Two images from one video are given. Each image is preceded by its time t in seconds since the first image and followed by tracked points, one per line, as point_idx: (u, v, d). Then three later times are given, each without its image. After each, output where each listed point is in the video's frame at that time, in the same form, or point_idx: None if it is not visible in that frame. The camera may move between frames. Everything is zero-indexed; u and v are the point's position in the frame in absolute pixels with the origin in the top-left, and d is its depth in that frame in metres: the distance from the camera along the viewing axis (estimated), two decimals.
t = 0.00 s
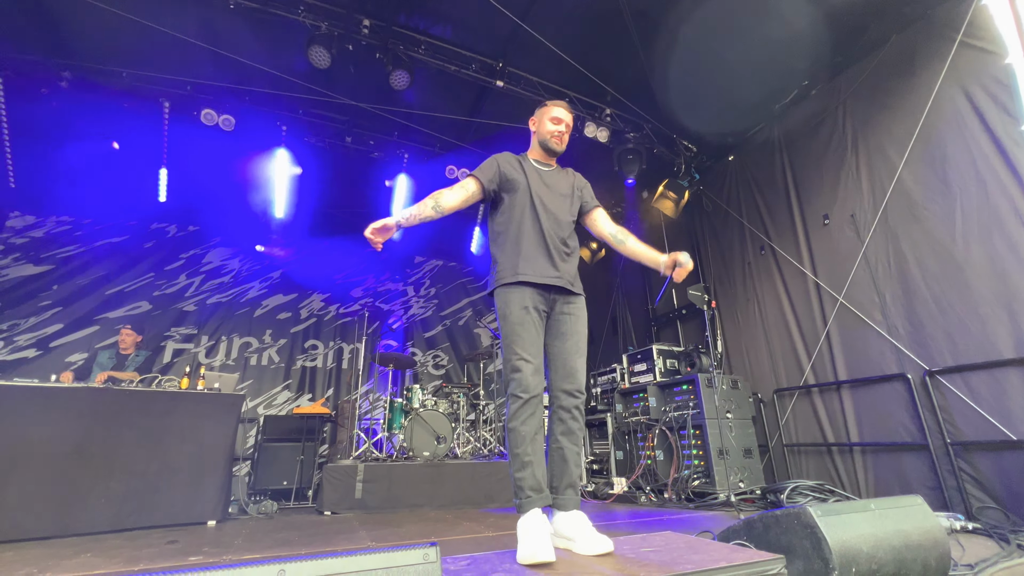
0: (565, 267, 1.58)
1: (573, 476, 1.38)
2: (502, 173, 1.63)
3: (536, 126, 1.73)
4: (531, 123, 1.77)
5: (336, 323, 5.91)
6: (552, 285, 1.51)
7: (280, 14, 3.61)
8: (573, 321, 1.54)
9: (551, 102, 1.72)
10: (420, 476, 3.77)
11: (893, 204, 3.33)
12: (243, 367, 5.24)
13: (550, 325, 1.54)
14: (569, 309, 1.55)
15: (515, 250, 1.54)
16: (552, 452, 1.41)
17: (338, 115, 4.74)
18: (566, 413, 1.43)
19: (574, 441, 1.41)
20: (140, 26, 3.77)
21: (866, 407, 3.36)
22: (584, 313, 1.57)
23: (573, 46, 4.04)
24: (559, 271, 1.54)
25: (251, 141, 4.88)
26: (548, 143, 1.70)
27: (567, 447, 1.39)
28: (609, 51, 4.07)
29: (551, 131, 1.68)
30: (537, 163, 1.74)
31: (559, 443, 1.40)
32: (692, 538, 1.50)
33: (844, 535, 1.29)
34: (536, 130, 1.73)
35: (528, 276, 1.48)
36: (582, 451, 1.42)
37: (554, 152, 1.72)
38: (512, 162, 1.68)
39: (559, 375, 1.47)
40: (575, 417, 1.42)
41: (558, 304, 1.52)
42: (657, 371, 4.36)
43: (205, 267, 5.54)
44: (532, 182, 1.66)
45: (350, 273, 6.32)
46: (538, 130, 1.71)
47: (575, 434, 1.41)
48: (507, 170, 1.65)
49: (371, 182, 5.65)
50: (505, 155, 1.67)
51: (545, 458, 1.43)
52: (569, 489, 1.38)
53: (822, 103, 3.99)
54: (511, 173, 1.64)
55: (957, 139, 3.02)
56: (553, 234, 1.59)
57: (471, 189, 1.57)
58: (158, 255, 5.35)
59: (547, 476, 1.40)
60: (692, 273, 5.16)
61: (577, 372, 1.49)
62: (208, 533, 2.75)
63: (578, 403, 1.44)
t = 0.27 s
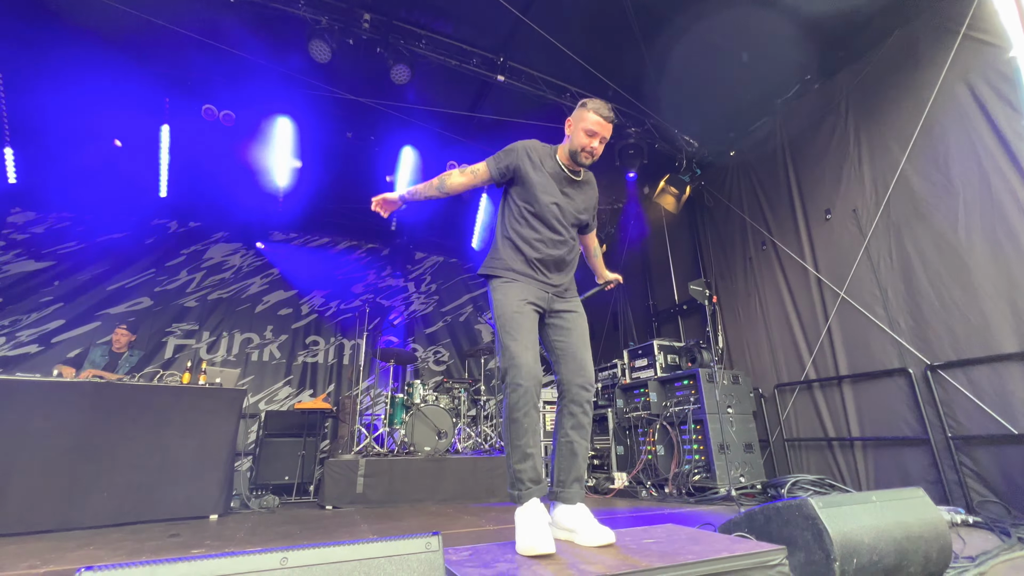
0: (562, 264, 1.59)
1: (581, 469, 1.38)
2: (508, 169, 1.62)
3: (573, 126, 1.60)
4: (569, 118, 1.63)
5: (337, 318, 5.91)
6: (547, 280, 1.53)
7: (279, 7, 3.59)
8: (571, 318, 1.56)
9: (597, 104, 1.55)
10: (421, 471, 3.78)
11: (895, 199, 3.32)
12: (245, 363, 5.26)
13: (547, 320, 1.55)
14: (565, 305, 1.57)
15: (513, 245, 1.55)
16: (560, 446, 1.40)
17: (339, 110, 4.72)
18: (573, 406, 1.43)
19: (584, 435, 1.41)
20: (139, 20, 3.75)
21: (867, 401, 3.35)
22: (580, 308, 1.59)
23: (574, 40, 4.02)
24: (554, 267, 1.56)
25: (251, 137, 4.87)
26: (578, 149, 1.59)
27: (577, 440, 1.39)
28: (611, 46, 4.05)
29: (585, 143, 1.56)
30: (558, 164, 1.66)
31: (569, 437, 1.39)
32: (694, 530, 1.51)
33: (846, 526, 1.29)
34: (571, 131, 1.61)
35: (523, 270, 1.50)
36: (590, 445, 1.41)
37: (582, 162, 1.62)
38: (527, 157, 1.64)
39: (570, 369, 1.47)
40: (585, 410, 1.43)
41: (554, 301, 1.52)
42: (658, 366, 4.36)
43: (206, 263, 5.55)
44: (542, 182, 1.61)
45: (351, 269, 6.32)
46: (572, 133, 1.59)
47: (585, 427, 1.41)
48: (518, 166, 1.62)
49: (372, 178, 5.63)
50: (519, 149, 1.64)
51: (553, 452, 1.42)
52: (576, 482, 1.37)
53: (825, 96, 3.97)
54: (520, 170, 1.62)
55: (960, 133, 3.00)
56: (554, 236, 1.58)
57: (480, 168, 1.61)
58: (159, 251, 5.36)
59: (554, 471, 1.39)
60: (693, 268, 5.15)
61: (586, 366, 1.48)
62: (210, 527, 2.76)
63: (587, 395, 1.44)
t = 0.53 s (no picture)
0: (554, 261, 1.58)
1: (564, 464, 1.39)
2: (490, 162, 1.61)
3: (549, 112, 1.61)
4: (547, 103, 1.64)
5: (335, 317, 5.91)
6: (541, 279, 1.52)
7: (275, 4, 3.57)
8: (562, 315, 1.56)
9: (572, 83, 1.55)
10: (420, 469, 3.78)
11: (893, 196, 3.32)
12: (242, 361, 5.25)
13: (539, 319, 1.55)
14: (559, 303, 1.56)
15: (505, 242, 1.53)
16: (540, 443, 1.41)
17: (336, 108, 4.69)
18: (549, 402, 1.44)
19: (561, 429, 1.41)
20: (133, 17, 3.71)
21: (864, 399, 3.36)
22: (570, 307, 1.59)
23: (572, 37, 4.00)
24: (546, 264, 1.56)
25: (248, 135, 4.84)
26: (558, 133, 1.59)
27: (556, 435, 1.39)
28: (608, 43, 4.04)
29: (563, 126, 1.56)
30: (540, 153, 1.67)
31: (547, 432, 1.39)
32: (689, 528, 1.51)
33: (841, 524, 1.29)
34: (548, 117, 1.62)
35: (518, 270, 1.48)
36: (570, 438, 1.41)
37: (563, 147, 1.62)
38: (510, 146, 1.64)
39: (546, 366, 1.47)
40: (559, 405, 1.44)
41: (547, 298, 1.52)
42: (655, 364, 4.36)
43: (203, 262, 5.54)
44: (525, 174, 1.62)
45: (348, 267, 6.30)
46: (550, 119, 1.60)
47: (562, 421, 1.42)
48: (503, 159, 1.62)
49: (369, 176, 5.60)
50: (505, 139, 1.63)
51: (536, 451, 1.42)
52: (563, 475, 1.38)
53: (823, 93, 3.96)
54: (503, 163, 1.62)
55: (957, 130, 3.00)
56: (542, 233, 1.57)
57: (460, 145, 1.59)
58: (156, 250, 5.35)
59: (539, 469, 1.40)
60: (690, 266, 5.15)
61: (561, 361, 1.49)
62: (208, 526, 2.76)
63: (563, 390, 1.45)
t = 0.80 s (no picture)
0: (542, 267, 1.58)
1: (567, 467, 1.38)
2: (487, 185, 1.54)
3: (524, 120, 1.58)
4: (518, 114, 1.63)
5: (331, 317, 5.89)
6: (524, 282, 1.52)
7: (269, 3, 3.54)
8: (555, 316, 1.53)
9: (541, 88, 1.57)
10: (416, 468, 3.78)
11: (888, 195, 3.33)
12: (239, 362, 5.24)
13: (528, 321, 1.54)
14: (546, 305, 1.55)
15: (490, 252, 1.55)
16: (546, 443, 1.40)
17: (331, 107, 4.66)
18: (556, 403, 1.42)
19: (570, 433, 1.38)
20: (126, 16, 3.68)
21: (859, 397, 3.37)
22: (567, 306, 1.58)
23: (567, 36, 3.99)
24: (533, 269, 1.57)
25: (243, 137, 4.77)
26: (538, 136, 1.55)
27: (562, 438, 1.37)
28: (604, 42, 4.03)
29: (544, 125, 1.53)
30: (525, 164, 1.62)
31: (554, 435, 1.38)
32: (684, 527, 1.51)
33: (835, 522, 1.29)
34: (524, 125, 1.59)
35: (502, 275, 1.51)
36: (578, 443, 1.39)
37: (547, 149, 1.58)
38: (494, 159, 1.59)
39: (555, 364, 1.44)
40: (570, 407, 1.41)
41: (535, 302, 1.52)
42: (652, 363, 4.37)
43: (198, 262, 5.51)
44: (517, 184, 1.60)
45: (345, 267, 6.29)
46: (527, 124, 1.57)
47: (571, 425, 1.39)
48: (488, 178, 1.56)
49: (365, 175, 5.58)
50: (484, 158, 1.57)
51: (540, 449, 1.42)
52: (563, 479, 1.38)
53: (818, 92, 3.97)
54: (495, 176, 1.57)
55: (951, 129, 3.01)
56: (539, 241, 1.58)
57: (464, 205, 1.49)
58: (151, 250, 5.33)
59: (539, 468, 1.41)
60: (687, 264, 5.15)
61: (571, 362, 1.46)
62: (203, 527, 2.75)
63: (572, 393, 1.43)
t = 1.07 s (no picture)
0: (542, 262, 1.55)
1: (555, 466, 1.36)
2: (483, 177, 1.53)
3: (506, 104, 1.63)
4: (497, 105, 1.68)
5: (329, 318, 5.89)
6: (524, 279, 1.50)
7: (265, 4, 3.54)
8: (551, 313, 1.53)
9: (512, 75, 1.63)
10: (413, 469, 3.78)
11: (883, 195, 3.34)
12: (236, 364, 5.23)
13: (526, 319, 1.53)
14: (544, 303, 1.54)
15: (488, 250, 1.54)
16: (532, 443, 1.41)
17: (328, 108, 4.67)
18: (540, 402, 1.43)
19: (554, 431, 1.39)
20: (123, 18, 3.68)
21: (855, 396, 3.38)
22: (561, 304, 1.56)
23: (564, 37, 3.99)
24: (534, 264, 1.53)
25: (240, 136, 4.80)
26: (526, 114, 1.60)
27: (547, 437, 1.38)
28: (600, 42, 4.04)
29: (527, 103, 1.58)
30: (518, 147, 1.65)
31: (539, 434, 1.39)
32: (679, 527, 1.51)
33: (829, 522, 1.30)
34: (508, 109, 1.63)
35: (500, 272, 1.49)
36: (564, 440, 1.39)
37: (535, 124, 1.63)
38: (485, 149, 1.61)
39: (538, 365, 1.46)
40: (552, 406, 1.41)
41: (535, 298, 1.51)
42: (649, 363, 4.37)
43: (195, 263, 5.50)
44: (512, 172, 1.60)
45: (343, 268, 6.28)
46: (511, 107, 1.61)
47: (555, 423, 1.40)
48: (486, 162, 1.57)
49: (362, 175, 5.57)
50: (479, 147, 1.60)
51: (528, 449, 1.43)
52: (552, 479, 1.36)
53: (815, 93, 3.98)
54: (489, 167, 1.57)
55: (945, 129, 3.02)
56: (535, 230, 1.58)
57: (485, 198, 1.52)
58: (147, 251, 5.31)
59: (529, 468, 1.39)
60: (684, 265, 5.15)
61: (554, 361, 1.47)
62: (200, 529, 2.74)
63: (555, 392, 1.43)
